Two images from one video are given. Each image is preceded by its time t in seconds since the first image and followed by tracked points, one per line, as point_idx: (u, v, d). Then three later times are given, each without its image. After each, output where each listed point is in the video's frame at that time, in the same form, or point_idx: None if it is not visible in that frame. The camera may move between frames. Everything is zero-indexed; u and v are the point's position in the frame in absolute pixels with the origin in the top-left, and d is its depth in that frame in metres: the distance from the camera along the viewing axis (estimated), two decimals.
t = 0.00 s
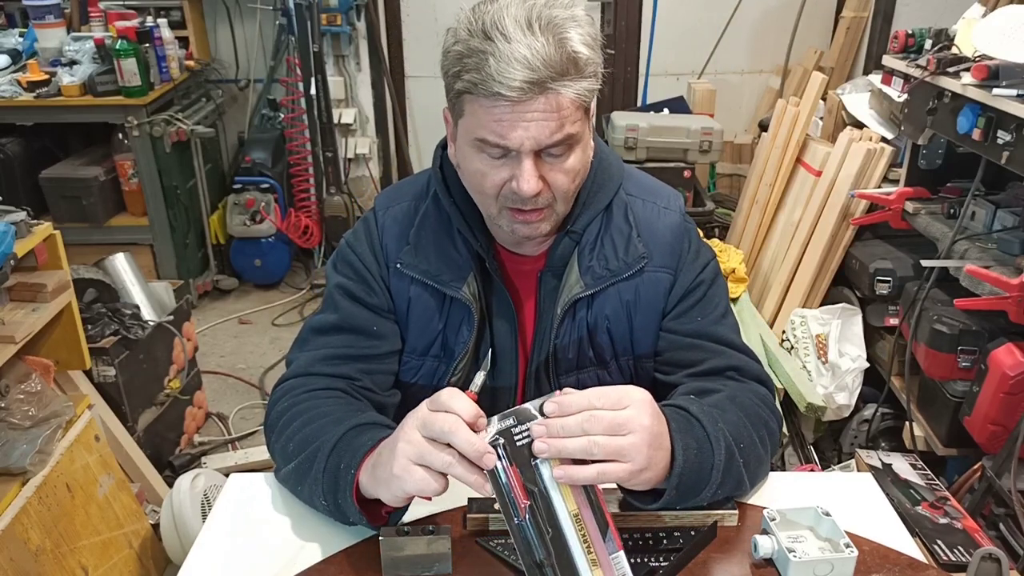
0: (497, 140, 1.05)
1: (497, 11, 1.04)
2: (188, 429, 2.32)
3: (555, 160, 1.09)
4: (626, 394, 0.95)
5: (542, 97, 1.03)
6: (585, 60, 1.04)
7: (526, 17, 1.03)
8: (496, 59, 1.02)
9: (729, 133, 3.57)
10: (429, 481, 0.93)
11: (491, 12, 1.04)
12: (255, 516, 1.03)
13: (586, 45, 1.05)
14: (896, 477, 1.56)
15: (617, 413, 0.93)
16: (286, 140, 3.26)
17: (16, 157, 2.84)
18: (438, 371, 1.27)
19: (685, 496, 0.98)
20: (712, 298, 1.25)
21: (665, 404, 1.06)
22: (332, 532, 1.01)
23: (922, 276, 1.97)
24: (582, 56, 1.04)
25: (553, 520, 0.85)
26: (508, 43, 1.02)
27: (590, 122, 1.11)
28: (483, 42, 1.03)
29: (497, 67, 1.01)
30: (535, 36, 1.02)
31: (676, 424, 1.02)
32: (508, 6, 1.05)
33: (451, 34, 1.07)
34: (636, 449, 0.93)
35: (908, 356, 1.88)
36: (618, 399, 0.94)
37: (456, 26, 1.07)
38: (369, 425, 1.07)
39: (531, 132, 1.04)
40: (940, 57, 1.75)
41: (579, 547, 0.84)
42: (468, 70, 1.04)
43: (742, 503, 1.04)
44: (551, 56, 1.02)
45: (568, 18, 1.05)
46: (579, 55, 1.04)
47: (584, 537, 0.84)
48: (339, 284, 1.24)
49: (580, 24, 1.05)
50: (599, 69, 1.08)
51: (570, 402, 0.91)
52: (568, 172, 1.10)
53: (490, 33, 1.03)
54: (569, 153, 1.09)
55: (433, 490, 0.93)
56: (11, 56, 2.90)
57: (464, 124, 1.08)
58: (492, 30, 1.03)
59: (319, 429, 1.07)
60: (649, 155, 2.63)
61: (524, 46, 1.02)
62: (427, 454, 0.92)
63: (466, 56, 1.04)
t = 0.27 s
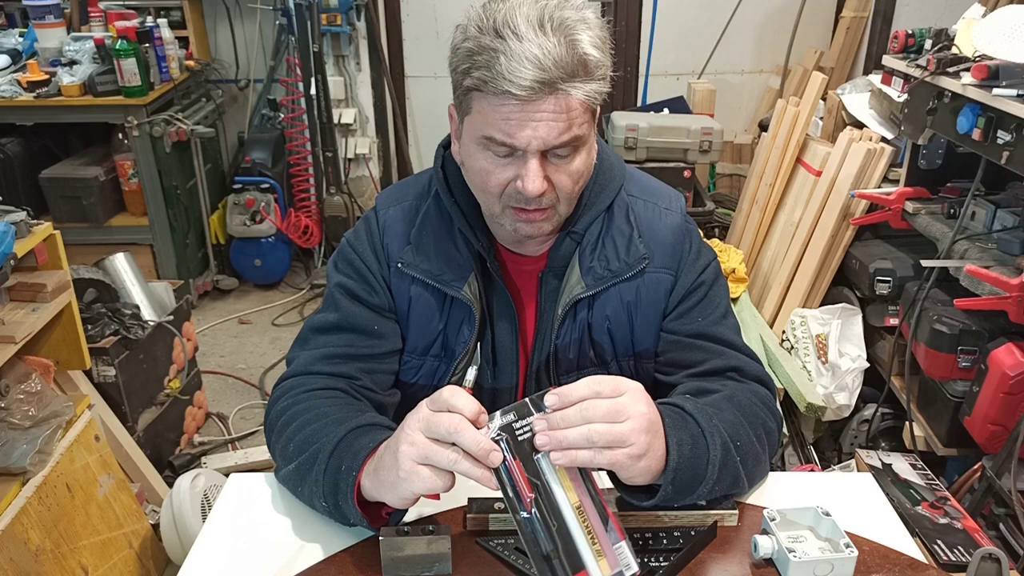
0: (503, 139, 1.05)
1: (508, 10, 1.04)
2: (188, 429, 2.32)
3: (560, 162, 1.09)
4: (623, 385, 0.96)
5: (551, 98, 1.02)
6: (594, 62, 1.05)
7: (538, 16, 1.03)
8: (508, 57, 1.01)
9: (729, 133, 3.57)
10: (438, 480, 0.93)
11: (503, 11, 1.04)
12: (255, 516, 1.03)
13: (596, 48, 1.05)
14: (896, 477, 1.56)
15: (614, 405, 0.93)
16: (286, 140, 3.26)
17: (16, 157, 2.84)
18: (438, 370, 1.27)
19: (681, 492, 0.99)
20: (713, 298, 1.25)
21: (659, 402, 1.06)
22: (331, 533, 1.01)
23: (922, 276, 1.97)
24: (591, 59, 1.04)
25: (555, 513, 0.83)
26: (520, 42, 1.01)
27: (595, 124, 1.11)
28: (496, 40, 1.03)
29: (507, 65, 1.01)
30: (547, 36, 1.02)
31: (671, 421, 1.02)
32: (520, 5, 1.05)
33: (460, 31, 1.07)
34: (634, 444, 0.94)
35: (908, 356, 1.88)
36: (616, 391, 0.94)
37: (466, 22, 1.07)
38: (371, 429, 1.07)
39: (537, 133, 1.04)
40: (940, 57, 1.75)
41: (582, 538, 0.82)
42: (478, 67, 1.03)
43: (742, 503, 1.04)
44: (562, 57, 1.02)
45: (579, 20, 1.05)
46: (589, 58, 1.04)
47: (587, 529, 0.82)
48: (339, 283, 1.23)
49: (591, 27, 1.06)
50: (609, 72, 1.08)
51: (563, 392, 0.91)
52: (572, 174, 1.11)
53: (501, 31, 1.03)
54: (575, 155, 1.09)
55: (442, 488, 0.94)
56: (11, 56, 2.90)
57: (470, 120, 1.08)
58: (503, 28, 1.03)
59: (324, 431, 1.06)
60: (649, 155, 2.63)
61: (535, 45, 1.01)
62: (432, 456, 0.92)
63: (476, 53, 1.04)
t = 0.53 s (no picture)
0: (508, 141, 1.05)
1: (519, 11, 1.04)
2: (188, 428, 2.32)
3: (564, 165, 1.09)
4: (603, 383, 0.99)
5: (560, 102, 1.03)
6: (603, 67, 1.05)
7: (548, 18, 1.03)
8: (516, 58, 1.01)
9: (729, 133, 3.57)
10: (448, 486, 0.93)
11: (514, 11, 1.04)
12: (255, 516, 1.03)
13: (604, 53, 1.05)
14: (896, 477, 1.56)
15: (600, 404, 0.95)
16: (286, 140, 3.26)
17: (16, 157, 2.84)
18: (439, 371, 1.27)
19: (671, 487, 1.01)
20: (713, 299, 1.25)
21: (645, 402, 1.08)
22: (332, 533, 1.00)
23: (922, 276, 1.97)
24: (600, 64, 1.04)
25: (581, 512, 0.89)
26: (531, 44, 1.01)
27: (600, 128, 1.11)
28: (506, 41, 1.03)
29: (516, 66, 1.01)
30: (557, 38, 1.02)
31: (658, 416, 1.04)
32: (531, 6, 1.05)
33: (470, 29, 1.07)
34: (624, 437, 0.96)
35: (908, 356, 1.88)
36: (597, 390, 0.97)
37: (475, 21, 1.07)
38: (372, 430, 1.06)
39: (543, 137, 1.04)
40: (940, 57, 1.75)
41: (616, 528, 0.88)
42: (487, 67, 1.03)
43: (741, 503, 1.04)
44: (572, 60, 1.02)
45: (589, 24, 1.05)
46: (598, 63, 1.04)
47: (616, 518, 0.89)
48: (340, 284, 1.23)
49: (600, 31, 1.06)
50: (617, 77, 1.08)
51: (547, 403, 0.94)
52: (575, 177, 1.11)
53: (511, 33, 1.03)
54: (579, 158, 1.10)
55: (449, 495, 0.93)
56: (11, 56, 2.90)
57: (475, 122, 1.08)
58: (514, 29, 1.03)
59: (325, 433, 1.06)
60: (649, 155, 2.63)
61: (545, 46, 1.01)
62: (444, 460, 0.92)
63: (485, 53, 1.03)
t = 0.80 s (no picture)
0: (512, 148, 1.05)
1: (527, 17, 1.04)
2: (188, 429, 2.32)
3: (568, 171, 1.09)
4: (592, 408, 0.98)
5: (566, 110, 1.03)
6: (609, 75, 1.05)
7: (554, 26, 1.03)
8: (524, 66, 1.01)
9: (729, 133, 3.57)
10: (418, 495, 0.87)
11: (520, 17, 1.04)
12: (256, 515, 1.03)
13: (611, 61, 1.05)
14: (896, 477, 1.56)
15: (592, 427, 0.94)
16: (286, 140, 3.27)
17: (16, 157, 2.84)
18: (440, 371, 1.28)
19: (676, 497, 0.99)
20: (712, 295, 1.24)
21: (636, 415, 1.06)
22: (332, 530, 1.00)
23: (922, 276, 1.97)
24: (607, 72, 1.04)
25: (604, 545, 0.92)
26: (538, 51, 1.01)
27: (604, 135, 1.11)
28: (513, 48, 1.02)
29: (523, 75, 1.01)
30: (564, 46, 1.02)
31: (654, 429, 1.02)
32: (538, 12, 1.04)
33: (474, 33, 1.06)
34: (623, 456, 0.94)
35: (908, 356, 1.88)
36: (587, 417, 0.95)
37: (480, 24, 1.06)
38: (352, 417, 1.05)
39: (550, 146, 1.04)
40: (940, 57, 1.75)
41: (640, 549, 0.91)
42: (493, 74, 1.03)
43: (741, 503, 1.04)
44: (578, 69, 1.02)
45: (595, 32, 1.05)
46: (604, 71, 1.04)
47: (637, 542, 0.92)
48: (340, 287, 1.23)
49: (606, 38, 1.06)
50: (623, 86, 1.08)
51: (542, 444, 0.94)
52: (578, 183, 1.11)
53: (518, 39, 1.02)
54: (583, 165, 1.10)
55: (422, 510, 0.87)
56: (11, 56, 2.90)
57: (478, 127, 1.08)
58: (521, 36, 1.02)
59: (304, 416, 1.06)
60: (649, 155, 2.63)
61: (552, 53, 1.01)
62: (420, 463, 0.90)
63: (492, 60, 1.03)
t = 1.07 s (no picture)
0: (515, 150, 1.05)
1: (529, 19, 1.04)
2: (188, 429, 2.32)
3: (570, 174, 1.10)
4: (580, 430, 0.98)
5: (570, 113, 1.03)
6: (612, 78, 1.05)
7: (557, 28, 1.03)
8: (526, 69, 1.01)
9: (729, 133, 3.58)
10: (412, 486, 0.90)
11: (523, 19, 1.04)
12: (256, 516, 1.03)
13: (613, 63, 1.05)
14: (895, 477, 1.57)
15: (586, 453, 0.94)
16: (286, 140, 3.27)
17: (16, 157, 2.84)
18: (439, 373, 1.28)
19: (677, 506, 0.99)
20: (710, 292, 1.25)
21: (625, 423, 1.06)
22: (330, 530, 1.01)
23: (921, 276, 1.97)
24: (610, 75, 1.04)
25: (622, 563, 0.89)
26: (541, 54, 1.01)
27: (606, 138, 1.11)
28: (516, 51, 1.02)
29: (525, 77, 1.01)
30: (566, 48, 1.02)
31: (647, 437, 1.02)
32: (540, 15, 1.04)
33: (475, 34, 1.07)
34: (622, 473, 0.95)
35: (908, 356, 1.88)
36: (575, 441, 0.95)
37: (481, 26, 1.07)
38: (340, 407, 1.07)
39: (553, 149, 1.04)
40: (940, 57, 1.76)
41: (657, 561, 0.90)
42: (495, 76, 1.03)
43: (741, 503, 1.04)
44: (581, 72, 1.02)
45: (597, 34, 1.05)
46: (607, 74, 1.04)
47: (653, 555, 0.90)
48: (338, 291, 1.23)
49: (608, 41, 1.06)
50: (625, 89, 1.08)
51: (542, 478, 0.93)
52: (579, 185, 1.12)
53: (521, 41, 1.03)
54: (584, 167, 1.10)
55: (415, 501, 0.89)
56: (11, 56, 2.90)
57: (479, 130, 1.09)
58: (524, 38, 1.03)
59: (295, 404, 1.09)
60: (649, 155, 2.63)
61: (554, 56, 1.01)
62: (415, 463, 0.93)
63: (495, 62, 1.03)
